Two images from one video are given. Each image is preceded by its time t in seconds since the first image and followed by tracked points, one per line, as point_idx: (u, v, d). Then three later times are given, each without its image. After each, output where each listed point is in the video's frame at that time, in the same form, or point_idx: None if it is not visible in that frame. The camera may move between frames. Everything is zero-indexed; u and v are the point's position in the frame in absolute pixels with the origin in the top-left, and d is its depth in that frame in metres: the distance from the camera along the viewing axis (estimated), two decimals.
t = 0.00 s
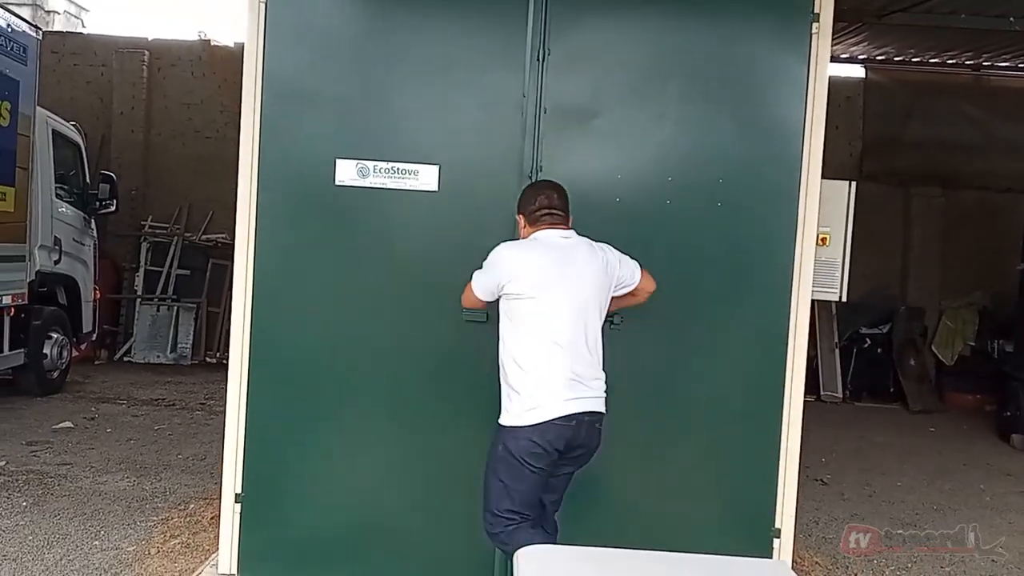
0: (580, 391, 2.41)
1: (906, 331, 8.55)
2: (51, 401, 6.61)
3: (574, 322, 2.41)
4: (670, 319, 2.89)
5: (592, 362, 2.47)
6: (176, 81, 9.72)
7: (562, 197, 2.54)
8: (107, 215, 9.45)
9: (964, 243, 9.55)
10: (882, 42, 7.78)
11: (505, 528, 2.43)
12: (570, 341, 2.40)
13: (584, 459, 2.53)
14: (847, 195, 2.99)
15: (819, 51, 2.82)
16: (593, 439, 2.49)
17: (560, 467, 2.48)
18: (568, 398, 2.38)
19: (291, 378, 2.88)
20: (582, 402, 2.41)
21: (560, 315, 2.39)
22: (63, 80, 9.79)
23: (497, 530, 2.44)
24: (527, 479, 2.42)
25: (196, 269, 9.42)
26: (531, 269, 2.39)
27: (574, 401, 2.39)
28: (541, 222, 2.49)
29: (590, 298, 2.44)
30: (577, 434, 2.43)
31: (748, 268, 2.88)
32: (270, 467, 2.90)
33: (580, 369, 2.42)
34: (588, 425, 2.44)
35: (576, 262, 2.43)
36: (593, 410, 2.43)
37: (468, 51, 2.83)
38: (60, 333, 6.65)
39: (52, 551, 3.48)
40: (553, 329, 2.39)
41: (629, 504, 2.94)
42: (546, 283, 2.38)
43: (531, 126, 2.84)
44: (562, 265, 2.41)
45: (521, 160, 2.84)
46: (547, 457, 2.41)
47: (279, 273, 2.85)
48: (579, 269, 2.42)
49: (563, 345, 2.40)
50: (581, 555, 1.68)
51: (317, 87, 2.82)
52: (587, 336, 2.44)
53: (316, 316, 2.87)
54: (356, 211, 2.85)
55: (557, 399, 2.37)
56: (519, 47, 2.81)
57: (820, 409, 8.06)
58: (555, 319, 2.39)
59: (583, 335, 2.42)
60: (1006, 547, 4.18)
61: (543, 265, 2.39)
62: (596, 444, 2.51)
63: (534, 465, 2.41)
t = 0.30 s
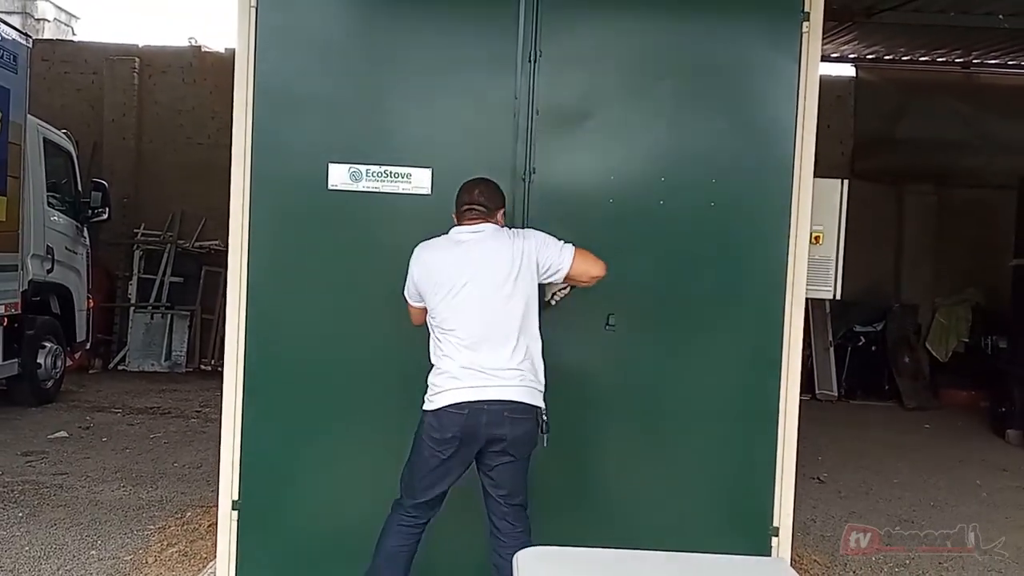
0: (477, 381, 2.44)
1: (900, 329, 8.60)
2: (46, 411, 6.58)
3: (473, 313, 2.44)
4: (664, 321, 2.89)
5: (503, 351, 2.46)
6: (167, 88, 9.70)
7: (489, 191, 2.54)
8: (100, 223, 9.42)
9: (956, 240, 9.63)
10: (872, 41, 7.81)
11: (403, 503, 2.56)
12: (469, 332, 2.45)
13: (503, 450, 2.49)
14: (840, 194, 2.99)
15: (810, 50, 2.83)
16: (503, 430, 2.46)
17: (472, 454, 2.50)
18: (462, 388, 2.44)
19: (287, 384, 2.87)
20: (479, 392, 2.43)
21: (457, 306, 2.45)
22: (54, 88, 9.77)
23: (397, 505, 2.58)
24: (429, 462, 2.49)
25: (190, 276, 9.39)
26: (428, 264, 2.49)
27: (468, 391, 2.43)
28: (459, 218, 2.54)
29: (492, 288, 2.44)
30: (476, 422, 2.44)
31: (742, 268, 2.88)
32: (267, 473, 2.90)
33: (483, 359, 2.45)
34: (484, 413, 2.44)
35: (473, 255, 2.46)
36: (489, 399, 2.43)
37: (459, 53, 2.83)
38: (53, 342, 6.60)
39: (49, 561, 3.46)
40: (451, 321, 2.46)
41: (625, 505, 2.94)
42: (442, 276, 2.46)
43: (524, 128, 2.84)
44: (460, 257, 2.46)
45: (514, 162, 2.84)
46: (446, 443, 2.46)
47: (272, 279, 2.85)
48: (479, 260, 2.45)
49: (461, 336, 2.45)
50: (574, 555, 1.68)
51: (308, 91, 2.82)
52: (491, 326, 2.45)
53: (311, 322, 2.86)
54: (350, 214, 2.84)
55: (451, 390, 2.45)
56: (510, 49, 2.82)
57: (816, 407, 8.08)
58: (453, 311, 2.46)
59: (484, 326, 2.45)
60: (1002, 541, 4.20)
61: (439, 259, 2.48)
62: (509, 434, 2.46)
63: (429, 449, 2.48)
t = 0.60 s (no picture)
0: (372, 374, 2.52)
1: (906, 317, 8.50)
2: (53, 413, 6.59)
3: (382, 310, 2.55)
4: (676, 313, 2.88)
5: (396, 348, 2.49)
6: (167, 87, 9.68)
7: (446, 190, 2.60)
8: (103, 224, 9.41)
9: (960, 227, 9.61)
10: (874, 28, 7.78)
11: (360, 505, 2.64)
12: (378, 328, 2.56)
13: (407, 443, 2.48)
14: (850, 182, 2.97)
15: (818, 38, 2.81)
16: (398, 421, 2.46)
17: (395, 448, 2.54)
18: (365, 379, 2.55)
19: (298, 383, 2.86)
20: (372, 384, 2.51)
21: (382, 299, 2.56)
22: (54, 90, 9.75)
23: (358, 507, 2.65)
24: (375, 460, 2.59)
25: (194, 276, 9.38)
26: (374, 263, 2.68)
27: (364, 381, 2.53)
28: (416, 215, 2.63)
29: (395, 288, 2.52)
30: (380, 413, 2.48)
31: (753, 258, 2.87)
32: (282, 473, 2.89)
33: (381, 355, 2.52)
34: (378, 403, 2.48)
35: (391, 255, 2.56)
36: (374, 391, 2.49)
37: (464, 47, 2.81)
38: (59, 344, 6.62)
39: (62, 563, 3.46)
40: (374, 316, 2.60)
41: (638, 498, 2.93)
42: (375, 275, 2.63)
43: (531, 122, 2.82)
44: (385, 257, 2.59)
45: (522, 156, 2.83)
46: (377, 437, 2.54)
47: (282, 278, 2.84)
48: (398, 256, 2.53)
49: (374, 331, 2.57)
50: (591, 550, 1.67)
51: (314, 88, 2.80)
52: (392, 324, 2.51)
53: (322, 320, 2.85)
54: (358, 212, 2.83)
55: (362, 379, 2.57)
56: (516, 42, 2.80)
57: (823, 397, 8.07)
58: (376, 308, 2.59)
59: (386, 323, 2.53)
60: (1015, 528, 4.19)
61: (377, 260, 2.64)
62: (404, 426, 2.45)
63: (370, 446, 2.57)
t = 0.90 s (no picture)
0: (324, 375, 2.52)
1: (892, 326, 8.60)
2: (36, 423, 6.51)
3: (339, 311, 2.53)
4: (669, 323, 2.87)
5: (345, 352, 2.47)
6: (153, 95, 9.62)
7: (417, 198, 2.52)
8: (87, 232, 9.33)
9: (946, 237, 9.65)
10: (859, 38, 7.83)
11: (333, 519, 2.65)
12: (335, 329, 2.54)
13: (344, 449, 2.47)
14: (843, 192, 2.96)
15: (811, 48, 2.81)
16: (334, 425, 2.45)
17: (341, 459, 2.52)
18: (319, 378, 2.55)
19: (291, 397, 2.82)
20: (321, 384, 2.51)
21: (341, 305, 2.53)
22: (38, 97, 9.66)
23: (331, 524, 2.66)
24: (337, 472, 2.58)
25: (178, 284, 9.31)
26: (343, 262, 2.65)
27: (317, 380, 2.54)
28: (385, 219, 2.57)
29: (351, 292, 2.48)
30: (324, 416, 2.49)
31: (746, 270, 2.86)
32: (271, 486, 2.84)
33: (333, 357, 2.52)
34: (322, 405, 2.49)
35: (353, 257, 2.53)
36: (322, 393, 2.50)
37: (458, 56, 2.79)
38: (43, 354, 6.54)
39: None
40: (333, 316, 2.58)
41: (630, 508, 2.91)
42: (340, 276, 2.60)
43: (525, 130, 2.81)
44: (349, 259, 2.55)
45: (517, 165, 2.81)
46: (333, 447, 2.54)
47: (273, 290, 2.80)
48: (357, 264, 2.49)
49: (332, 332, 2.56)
50: (589, 564, 1.65)
51: (306, 97, 2.77)
52: (345, 327, 2.49)
53: (313, 332, 2.81)
54: (350, 221, 2.80)
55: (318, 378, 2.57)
56: (509, 51, 2.79)
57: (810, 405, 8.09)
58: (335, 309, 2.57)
59: (340, 326, 2.50)
60: (1005, 537, 4.20)
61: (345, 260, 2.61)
62: (338, 431, 2.45)
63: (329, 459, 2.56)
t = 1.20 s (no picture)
0: (319, 375, 2.48)
1: (891, 323, 8.59)
2: (31, 417, 6.49)
3: (332, 310, 2.49)
4: (675, 319, 2.84)
5: (341, 352, 2.44)
6: (149, 88, 9.57)
7: (406, 190, 2.51)
8: (83, 225, 9.29)
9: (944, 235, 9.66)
10: (859, 35, 7.81)
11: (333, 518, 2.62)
12: (328, 329, 2.50)
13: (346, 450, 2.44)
14: (845, 188, 2.94)
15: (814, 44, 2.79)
16: (334, 427, 2.42)
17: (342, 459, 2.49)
18: (313, 380, 2.52)
19: (290, 393, 2.79)
20: (316, 385, 2.48)
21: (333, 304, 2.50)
22: (33, 89, 9.61)
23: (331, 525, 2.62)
24: (335, 472, 2.54)
25: (174, 278, 9.28)
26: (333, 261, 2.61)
27: (311, 382, 2.51)
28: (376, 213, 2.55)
29: (344, 290, 2.45)
30: (321, 417, 2.45)
31: (751, 266, 2.84)
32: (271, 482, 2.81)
33: (327, 357, 2.48)
34: (318, 407, 2.45)
35: (346, 254, 2.49)
36: (318, 394, 2.46)
37: (460, 50, 2.77)
38: (38, 348, 6.51)
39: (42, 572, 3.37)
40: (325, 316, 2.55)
41: (631, 505, 2.88)
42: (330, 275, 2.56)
43: (530, 121, 2.78)
44: (340, 256, 2.52)
45: (518, 159, 2.79)
46: (330, 448, 2.50)
47: (272, 285, 2.76)
48: (349, 262, 2.46)
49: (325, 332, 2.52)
50: (594, 561, 1.63)
51: (305, 89, 2.74)
52: (339, 326, 2.45)
53: (313, 328, 2.78)
54: (349, 215, 2.77)
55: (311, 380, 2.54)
56: (511, 45, 2.77)
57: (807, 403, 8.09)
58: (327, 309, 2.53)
59: (334, 325, 2.47)
60: (1004, 535, 4.19)
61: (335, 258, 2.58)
62: (339, 432, 2.42)
63: (328, 460, 2.53)
